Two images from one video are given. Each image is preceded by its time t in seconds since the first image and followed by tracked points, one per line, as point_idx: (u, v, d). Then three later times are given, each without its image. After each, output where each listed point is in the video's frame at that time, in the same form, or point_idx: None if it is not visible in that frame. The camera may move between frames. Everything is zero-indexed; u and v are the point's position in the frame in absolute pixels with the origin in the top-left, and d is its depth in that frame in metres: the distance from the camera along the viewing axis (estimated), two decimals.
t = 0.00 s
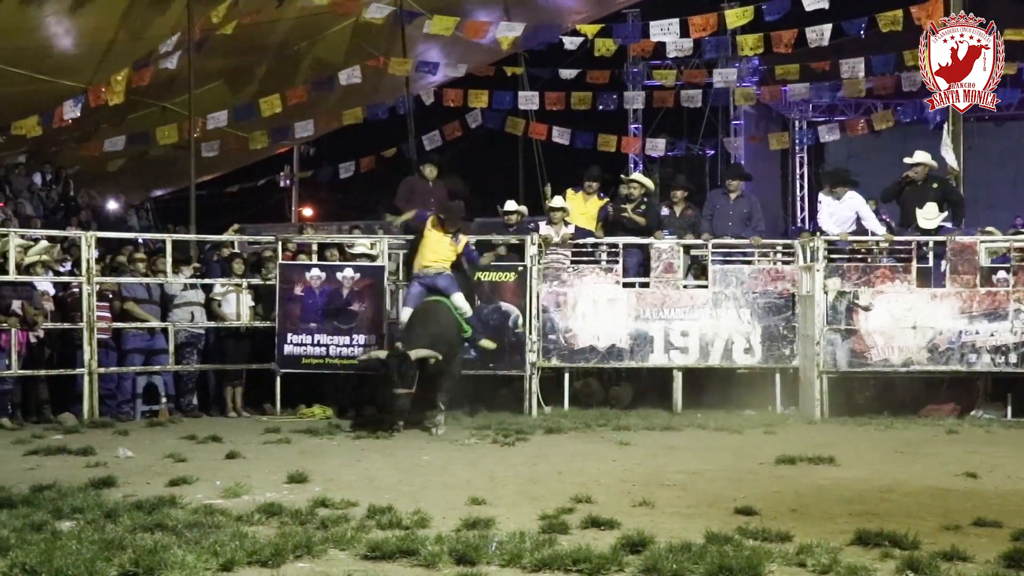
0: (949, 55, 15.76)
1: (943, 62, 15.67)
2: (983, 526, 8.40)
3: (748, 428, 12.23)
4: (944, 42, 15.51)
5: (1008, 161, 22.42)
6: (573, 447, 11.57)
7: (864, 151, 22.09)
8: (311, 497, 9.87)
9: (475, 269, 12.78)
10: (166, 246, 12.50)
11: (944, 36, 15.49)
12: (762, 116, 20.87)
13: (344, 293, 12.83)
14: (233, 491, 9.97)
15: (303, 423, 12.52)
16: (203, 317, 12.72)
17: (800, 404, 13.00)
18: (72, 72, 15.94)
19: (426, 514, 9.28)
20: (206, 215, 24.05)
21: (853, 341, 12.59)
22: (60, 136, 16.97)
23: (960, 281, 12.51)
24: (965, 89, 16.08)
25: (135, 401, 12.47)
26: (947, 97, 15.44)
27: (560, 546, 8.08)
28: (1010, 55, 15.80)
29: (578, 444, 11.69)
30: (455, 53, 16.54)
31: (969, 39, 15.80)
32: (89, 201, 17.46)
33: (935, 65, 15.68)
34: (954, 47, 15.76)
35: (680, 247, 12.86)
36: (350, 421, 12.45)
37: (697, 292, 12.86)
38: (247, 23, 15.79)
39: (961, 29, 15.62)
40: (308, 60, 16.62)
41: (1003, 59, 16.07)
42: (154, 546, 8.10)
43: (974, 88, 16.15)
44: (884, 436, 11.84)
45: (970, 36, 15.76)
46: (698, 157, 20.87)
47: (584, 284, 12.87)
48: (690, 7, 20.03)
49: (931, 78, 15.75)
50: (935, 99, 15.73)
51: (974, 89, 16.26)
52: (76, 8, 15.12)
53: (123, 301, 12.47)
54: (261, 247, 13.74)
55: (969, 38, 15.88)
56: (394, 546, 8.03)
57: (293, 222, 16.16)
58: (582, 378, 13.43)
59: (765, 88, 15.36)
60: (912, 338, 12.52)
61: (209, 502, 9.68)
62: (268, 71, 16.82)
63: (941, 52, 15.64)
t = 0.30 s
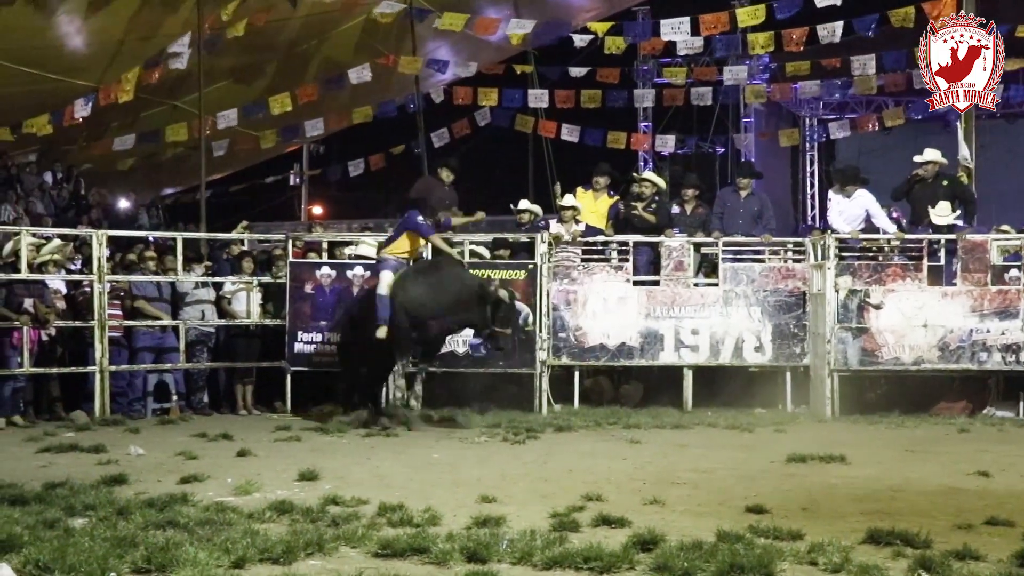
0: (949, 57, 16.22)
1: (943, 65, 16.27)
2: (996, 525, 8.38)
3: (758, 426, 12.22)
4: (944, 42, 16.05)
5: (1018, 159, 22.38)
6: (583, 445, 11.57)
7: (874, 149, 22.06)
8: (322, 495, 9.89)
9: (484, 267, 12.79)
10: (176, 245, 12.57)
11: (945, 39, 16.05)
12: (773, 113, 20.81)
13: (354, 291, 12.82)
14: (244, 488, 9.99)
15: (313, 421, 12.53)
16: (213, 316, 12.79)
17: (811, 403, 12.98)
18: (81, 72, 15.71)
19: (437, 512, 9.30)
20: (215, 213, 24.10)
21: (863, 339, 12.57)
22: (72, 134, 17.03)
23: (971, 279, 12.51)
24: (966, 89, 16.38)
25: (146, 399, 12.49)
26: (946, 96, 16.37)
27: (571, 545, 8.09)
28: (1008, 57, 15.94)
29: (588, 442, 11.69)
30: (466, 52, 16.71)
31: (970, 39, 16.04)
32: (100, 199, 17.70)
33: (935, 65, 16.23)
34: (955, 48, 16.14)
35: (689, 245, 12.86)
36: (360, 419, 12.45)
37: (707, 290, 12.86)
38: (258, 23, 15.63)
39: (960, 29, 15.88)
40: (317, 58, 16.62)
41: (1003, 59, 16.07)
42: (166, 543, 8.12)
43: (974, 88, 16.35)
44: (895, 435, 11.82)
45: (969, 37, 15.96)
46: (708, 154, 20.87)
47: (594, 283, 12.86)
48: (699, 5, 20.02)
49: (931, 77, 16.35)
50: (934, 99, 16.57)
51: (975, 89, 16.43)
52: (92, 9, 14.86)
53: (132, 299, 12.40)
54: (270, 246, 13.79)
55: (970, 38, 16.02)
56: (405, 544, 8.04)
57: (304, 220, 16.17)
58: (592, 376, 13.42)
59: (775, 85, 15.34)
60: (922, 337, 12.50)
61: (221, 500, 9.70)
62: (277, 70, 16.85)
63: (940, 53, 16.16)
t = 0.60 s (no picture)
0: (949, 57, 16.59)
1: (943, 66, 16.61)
2: (1020, 524, 8.34)
3: (779, 424, 12.19)
4: (944, 42, 16.49)
5: None
6: (604, 443, 11.56)
7: (893, 146, 21.98)
8: (343, 492, 9.91)
9: (505, 264, 12.83)
10: (198, 242, 12.64)
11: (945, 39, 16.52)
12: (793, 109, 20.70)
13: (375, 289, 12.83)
14: (265, 485, 10.02)
15: (334, 418, 12.55)
16: (234, 313, 12.87)
17: (832, 400, 12.94)
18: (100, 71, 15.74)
19: (458, 509, 9.31)
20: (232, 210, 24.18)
21: (885, 337, 12.52)
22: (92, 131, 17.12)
23: (993, 276, 12.47)
24: (967, 87, 16.59)
25: (168, 396, 12.47)
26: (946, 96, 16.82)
27: (592, 542, 8.08)
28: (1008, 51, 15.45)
29: (608, 439, 11.68)
30: (484, 49, 16.66)
31: (970, 39, 16.17)
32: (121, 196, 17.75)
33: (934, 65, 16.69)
34: (955, 48, 16.46)
35: (710, 242, 12.87)
36: (381, 416, 12.46)
37: (728, 287, 12.84)
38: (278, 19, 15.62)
39: (960, 29, 16.18)
40: (337, 55, 16.66)
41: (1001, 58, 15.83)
42: (188, 539, 8.14)
43: (974, 89, 16.40)
44: (917, 433, 11.76)
45: (969, 36, 16.12)
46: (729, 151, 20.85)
47: (614, 280, 12.84)
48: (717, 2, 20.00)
49: (932, 77, 16.76)
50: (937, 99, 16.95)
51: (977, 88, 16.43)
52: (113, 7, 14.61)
53: (153, 296, 12.48)
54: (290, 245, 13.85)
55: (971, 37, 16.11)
56: (426, 541, 8.06)
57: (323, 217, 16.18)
58: (612, 373, 13.43)
59: (795, 82, 15.32)
60: (944, 334, 12.45)
61: (242, 496, 9.73)
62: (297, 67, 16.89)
63: (940, 53, 16.58)
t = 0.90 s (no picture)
0: (950, 57, 16.90)
1: (943, 65, 16.80)
2: None
3: (805, 420, 12.14)
4: (944, 42, 16.88)
5: None
6: (629, 439, 11.54)
7: (917, 142, 21.89)
8: (367, 488, 9.92)
9: (529, 260, 12.82)
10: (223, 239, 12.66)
11: (943, 40, 16.84)
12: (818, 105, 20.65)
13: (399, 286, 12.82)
14: (291, 481, 10.04)
15: (358, 414, 12.58)
16: (260, 309, 12.87)
17: (858, 397, 12.88)
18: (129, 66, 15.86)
19: (482, 506, 9.30)
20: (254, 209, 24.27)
21: (911, 333, 12.45)
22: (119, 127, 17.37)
23: (1020, 272, 12.40)
24: (966, 89, 17.10)
25: (193, 392, 12.59)
26: (947, 96, 16.94)
27: (617, 538, 8.05)
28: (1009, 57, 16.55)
29: (633, 435, 11.66)
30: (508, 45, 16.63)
31: (970, 39, 16.98)
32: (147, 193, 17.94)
33: (935, 66, 16.70)
34: (955, 48, 16.98)
35: (735, 238, 12.85)
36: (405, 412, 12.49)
37: (753, 283, 12.79)
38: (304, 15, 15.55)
39: (960, 29, 16.87)
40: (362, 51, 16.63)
41: (1001, 57, 16.78)
42: (214, 535, 8.14)
43: (974, 88, 17.08)
44: (944, 430, 11.69)
45: (969, 36, 16.92)
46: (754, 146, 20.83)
47: (639, 276, 12.81)
48: None
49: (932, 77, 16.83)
50: (935, 100, 17.11)
51: (975, 89, 17.12)
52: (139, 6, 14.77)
53: (179, 293, 12.53)
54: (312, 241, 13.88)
55: (970, 38, 17.02)
56: (451, 537, 8.05)
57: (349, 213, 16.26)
58: (637, 369, 13.44)
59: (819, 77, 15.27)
60: (972, 330, 12.37)
61: (267, 492, 9.75)
62: (322, 63, 16.87)
63: (941, 53, 16.75)
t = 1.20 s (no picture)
0: (948, 57, 17.86)
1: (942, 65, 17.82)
2: None
3: (830, 418, 12.09)
4: (944, 42, 17.86)
5: None
6: (653, 436, 11.51)
7: (943, 138, 21.76)
8: (391, 485, 9.93)
9: (553, 257, 12.85)
10: (248, 235, 12.80)
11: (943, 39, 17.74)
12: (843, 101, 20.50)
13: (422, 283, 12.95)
14: (315, 478, 10.06)
15: (382, 411, 12.61)
16: (284, 306, 12.94)
17: (884, 394, 12.82)
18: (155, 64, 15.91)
19: (506, 502, 9.29)
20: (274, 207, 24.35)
21: (937, 330, 12.39)
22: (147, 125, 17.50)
23: None
24: (967, 88, 17.85)
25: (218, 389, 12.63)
26: (945, 95, 17.90)
27: (641, 536, 8.03)
28: (1002, 55, 16.54)
29: (657, 433, 11.63)
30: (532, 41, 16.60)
31: (970, 40, 17.62)
32: (172, 190, 18.07)
33: (934, 65, 17.72)
34: (955, 47, 17.84)
35: (759, 235, 12.79)
36: (429, 409, 12.49)
37: (778, 281, 12.74)
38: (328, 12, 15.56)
39: (961, 29, 17.70)
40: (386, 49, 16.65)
41: (999, 58, 16.71)
42: (239, 531, 8.16)
43: (974, 88, 17.62)
44: (970, 428, 11.62)
45: (970, 36, 17.60)
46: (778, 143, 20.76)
47: (663, 273, 12.78)
48: None
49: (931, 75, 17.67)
50: (936, 100, 18.06)
51: (976, 89, 17.67)
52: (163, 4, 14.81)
53: (204, 290, 12.58)
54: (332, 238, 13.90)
55: (970, 39, 17.60)
56: (476, 534, 8.05)
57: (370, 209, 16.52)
58: (660, 366, 13.39)
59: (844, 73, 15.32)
60: (998, 327, 12.31)
61: (292, 489, 9.77)
62: (346, 60, 16.87)
63: (940, 52, 17.79)
